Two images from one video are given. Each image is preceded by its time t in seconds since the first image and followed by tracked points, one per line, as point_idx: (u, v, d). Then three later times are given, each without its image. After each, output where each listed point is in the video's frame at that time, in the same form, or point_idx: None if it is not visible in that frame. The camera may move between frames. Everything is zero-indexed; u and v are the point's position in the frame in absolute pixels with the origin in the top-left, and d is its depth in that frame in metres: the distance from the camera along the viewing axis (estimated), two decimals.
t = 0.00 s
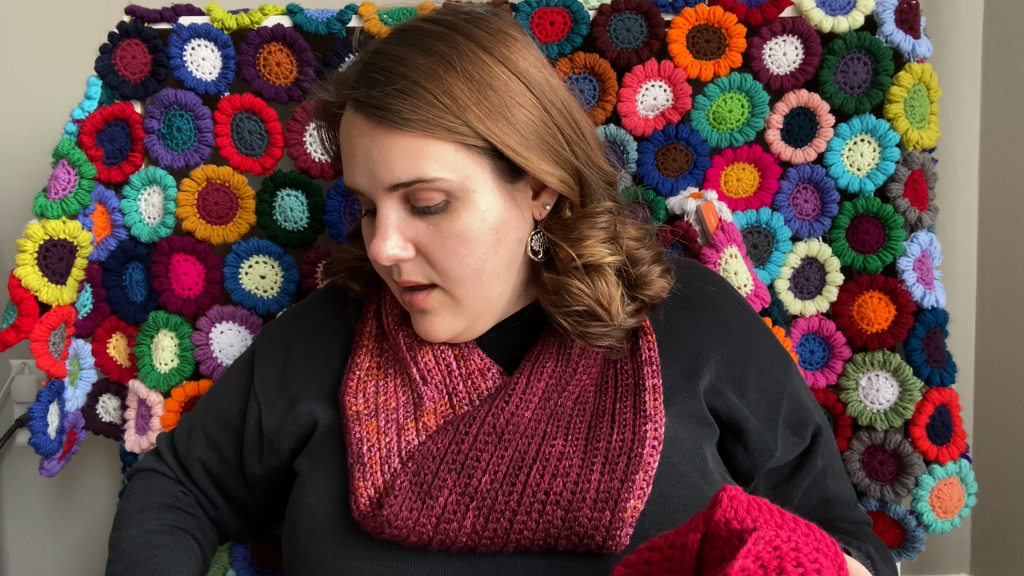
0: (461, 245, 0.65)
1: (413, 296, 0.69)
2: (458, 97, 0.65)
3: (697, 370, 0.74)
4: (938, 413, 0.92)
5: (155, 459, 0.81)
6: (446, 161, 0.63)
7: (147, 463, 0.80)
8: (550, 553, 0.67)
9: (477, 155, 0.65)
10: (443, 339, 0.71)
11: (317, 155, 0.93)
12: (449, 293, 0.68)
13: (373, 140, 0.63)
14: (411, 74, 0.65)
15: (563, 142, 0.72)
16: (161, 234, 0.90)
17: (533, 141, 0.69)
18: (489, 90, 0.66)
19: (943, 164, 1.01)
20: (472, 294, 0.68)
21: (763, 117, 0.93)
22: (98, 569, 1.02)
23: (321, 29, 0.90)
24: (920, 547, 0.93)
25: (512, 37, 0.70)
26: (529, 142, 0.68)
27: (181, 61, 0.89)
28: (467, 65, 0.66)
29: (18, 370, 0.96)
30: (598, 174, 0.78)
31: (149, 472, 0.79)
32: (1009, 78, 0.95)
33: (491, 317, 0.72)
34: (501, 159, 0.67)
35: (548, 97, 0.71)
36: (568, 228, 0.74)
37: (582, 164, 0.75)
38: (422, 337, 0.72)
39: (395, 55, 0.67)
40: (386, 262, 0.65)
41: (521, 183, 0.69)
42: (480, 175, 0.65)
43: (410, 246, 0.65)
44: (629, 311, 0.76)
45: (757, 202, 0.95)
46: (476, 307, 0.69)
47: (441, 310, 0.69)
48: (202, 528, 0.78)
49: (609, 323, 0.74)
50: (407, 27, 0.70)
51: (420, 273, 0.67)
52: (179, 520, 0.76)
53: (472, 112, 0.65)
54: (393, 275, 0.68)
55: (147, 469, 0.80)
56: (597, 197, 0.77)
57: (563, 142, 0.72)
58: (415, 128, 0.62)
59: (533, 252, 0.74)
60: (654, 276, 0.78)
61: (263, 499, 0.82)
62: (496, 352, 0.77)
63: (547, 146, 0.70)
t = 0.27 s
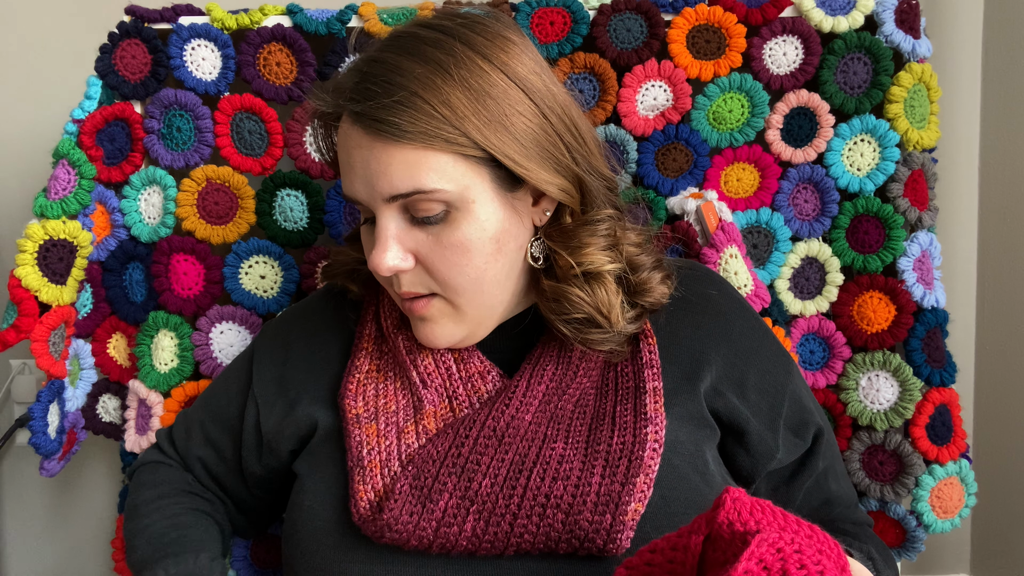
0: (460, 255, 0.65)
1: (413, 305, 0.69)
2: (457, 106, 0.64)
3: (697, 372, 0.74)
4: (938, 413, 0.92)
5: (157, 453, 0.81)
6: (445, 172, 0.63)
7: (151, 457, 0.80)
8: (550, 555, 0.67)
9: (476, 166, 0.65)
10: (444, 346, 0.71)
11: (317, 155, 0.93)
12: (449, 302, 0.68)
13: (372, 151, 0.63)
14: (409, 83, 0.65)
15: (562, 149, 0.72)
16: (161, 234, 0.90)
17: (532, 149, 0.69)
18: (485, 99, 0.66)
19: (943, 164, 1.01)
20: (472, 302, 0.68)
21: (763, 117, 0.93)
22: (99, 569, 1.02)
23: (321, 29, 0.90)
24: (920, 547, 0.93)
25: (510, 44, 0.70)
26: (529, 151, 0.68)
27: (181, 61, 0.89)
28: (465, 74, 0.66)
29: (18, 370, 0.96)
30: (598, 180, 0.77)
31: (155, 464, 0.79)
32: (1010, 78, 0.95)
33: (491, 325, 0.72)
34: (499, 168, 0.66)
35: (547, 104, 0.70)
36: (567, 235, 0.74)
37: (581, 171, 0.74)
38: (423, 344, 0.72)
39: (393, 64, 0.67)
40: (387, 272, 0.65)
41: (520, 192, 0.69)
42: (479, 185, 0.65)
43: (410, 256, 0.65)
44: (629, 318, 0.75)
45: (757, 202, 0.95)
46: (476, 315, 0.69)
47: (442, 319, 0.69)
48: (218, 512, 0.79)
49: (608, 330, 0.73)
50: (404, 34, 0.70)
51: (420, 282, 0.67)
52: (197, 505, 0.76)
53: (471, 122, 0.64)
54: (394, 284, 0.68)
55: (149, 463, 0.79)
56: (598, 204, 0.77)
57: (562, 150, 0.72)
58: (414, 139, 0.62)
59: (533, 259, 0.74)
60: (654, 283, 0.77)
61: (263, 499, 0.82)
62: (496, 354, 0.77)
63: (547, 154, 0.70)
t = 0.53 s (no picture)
0: (469, 247, 0.65)
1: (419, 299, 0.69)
2: (468, 100, 0.64)
3: (703, 372, 0.74)
4: (938, 413, 0.92)
5: (161, 455, 0.81)
6: (456, 166, 0.63)
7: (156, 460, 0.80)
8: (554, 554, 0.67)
9: (487, 160, 0.65)
10: (449, 342, 0.71)
11: (317, 155, 0.93)
12: (455, 297, 0.68)
13: (383, 143, 0.63)
14: (420, 77, 0.65)
15: (571, 145, 0.72)
16: (161, 234, 0.90)
17: (543, 144, 0.69)
18: (496, 93, 0.66)
19: (943, 164, 1.01)
20: (478, 296, 0.68)
21: (763, 117, 0.93)
22: (99, 569, 1.02)
23: (321, 29, 0.90)
24: (920, 547, 0.93)
25: (520, 39, 0.70)
26: (539, 145, 0.68)
27: (181, 61, 0.89)
28: (477, 69, 0.66)
29: (18, 370, 0.96)
30: (605, 177, 0.78)
31: (163, 466, 0.79)
32: (1010, 78, 0.95)
33: (495, 321, 0.73)
34: (509, 162, 0.66)
35: (556, 99, 0.71)
36: (574, 231, 0.75)
37: (589, 166, 0.75)
38: (428, 339, 0.72)
39: (404, 58, 0.67)
40: (395, 266, 0.65)
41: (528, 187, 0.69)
42: (489, 180, 0.65)
43: (418, 249, 0.65)
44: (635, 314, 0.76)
45: (757, 202, 0.95)
46: (482, 310, 0.69)
47: (447, 314, 0.69)
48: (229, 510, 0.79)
49: (614, 326, 0.73)
50: (414, 29, 0.70)
51: (427, 276, 0.67)
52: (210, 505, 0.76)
53: (483, 116, 0.65)
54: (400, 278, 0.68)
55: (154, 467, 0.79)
56: (604, 199, 0.78)
57: (571, 145, 0.72)
58: (425, 132, 0.62)
59: (540, 255, 0.74)
60: (660, 281, 0.78)
61: (263, 499, 0.82)
62: (500, 352, 0.77)
63: (556, 149, 0.70)
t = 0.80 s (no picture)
0: (507, 203, 0.64)
1: (450, 266, 0.67)
2: (499, 59, 0.66)
3: (705, 375, 0.74)
4: (938, 413, 0.92)
5: (162, 467, 0.81)
6: (491, 119, 0.64)
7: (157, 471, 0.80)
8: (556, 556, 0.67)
9: (519, 116, 0.66)
10: (478, 314, 0.69)
11: (317, 155, 0.93)
12: (487, 261, 0.66)
13: (418, 97, 0.63)
14: (449, 38, 0.66)
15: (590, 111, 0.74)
16: (161, 234, 0.90)
17: (568, 105, 0.70)
18: (524, 54, 0.68)
19: (943, 165, 1.01)
20: (510, 260, 0.67)
21: (763, 117, 0.93)
22: (98, 569, 1.02)
23: (321, 29, 0.90)
24: (920, 547, 0.93)
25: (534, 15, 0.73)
26: (565, 106, 0.70)
27: (181, 61, 0.89)
28: (502, 32, 0.68)
29: (18, 370, 0.96)
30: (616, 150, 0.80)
31: (163, 478, 0.79)
32: (1009, 78, 0.95)
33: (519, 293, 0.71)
34: (536, 121, 0.68)
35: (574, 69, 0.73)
36: (588, 195, 0.77)
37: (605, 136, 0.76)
38: (456, 314, 0.69)
39: (428, 25, 0.68)
40: (431, 223, 0.63)
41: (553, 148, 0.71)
42: (521, 136, 0.66)
43: (453, 207, 0.64)
44: (632, 292, 0.77)
45: (757, 202, 0.95)
46: (513, 277, 0.68)
47: (479, 281, 0.67)
48: (231, 518, 0.79)
49: (611, 296, 0.75)
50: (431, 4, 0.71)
51: (460, 238, 0.65)
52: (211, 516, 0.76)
53: (514, 74, 0.66)
54: (430, 242, 0.66)
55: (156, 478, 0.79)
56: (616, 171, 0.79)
57: (590, 112, 0.74)
58: (461, 85, 0.63)
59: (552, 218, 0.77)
60: (657, 259, 0.79)
61: (262, 499, 0.82)
62: (503, 351, 0.77)
63: (579, 112, 0.72)
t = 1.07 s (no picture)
0: (528, 182, 0.68)
1: (477, 249, 0.68)
2: (507, 48, 0.71)
3: (705, 372, 0.74)
4: (938, 413, 0.92)
5: (163, 463, 0.81)
6: (506, 101, 0.68)
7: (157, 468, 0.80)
8: (559, 553, 0.67)
9: (530, 99, 0.71)
10: (505, 297, 0.70)
11: (317, 155, 0.93)
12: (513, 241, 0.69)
13: (438, 83, 0.67)
14: (460, 29, 0.70)
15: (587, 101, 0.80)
16: (161, 234, 0.90)
17: (570, 93, 0.76)
18: (528, 45, 0.73)
19: (943, 165, 1.01)
20: (533, 239, 0.69)
21: (763, 117, 0.93)
22: (99, 569, 1.02)
23: (321, 29, 0.90)
24: (920, 547, 0.93)
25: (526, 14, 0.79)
26: (568, 93, 0.76)
27: (181, 61, 0.89)
28: (505, 25, 0.73)
29: (18, 370, 0.96)
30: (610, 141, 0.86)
31: (163, 475, 0.79)
32: (1010, 78, 0.95)
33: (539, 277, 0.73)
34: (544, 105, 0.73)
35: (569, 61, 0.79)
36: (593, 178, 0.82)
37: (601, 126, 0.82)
38: (482, 298, 0.70)
39: (434, 19, 0.72)
40: (459, 203, 0.66)
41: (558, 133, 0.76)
42: (534, 118, 0.70)
43: (479, 188, 0.67)
44: (645, 264, 0.81)
45: (757, 202, 0.95)
46: (536, 258, 0.70)
47: (506, 262, 0.69)
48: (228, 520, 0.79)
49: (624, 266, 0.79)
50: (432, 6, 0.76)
51: (486, 219, 0.67)
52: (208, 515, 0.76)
53: (523, 62, 0.71)
54: (457, 226, 0.67)
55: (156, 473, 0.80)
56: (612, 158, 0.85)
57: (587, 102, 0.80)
58: (478, 70, 0.68)
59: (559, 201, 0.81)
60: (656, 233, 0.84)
61: (262, 500, 0.82)
62: (504, 348, 0.78)
63: (579, 101, 0.78)
